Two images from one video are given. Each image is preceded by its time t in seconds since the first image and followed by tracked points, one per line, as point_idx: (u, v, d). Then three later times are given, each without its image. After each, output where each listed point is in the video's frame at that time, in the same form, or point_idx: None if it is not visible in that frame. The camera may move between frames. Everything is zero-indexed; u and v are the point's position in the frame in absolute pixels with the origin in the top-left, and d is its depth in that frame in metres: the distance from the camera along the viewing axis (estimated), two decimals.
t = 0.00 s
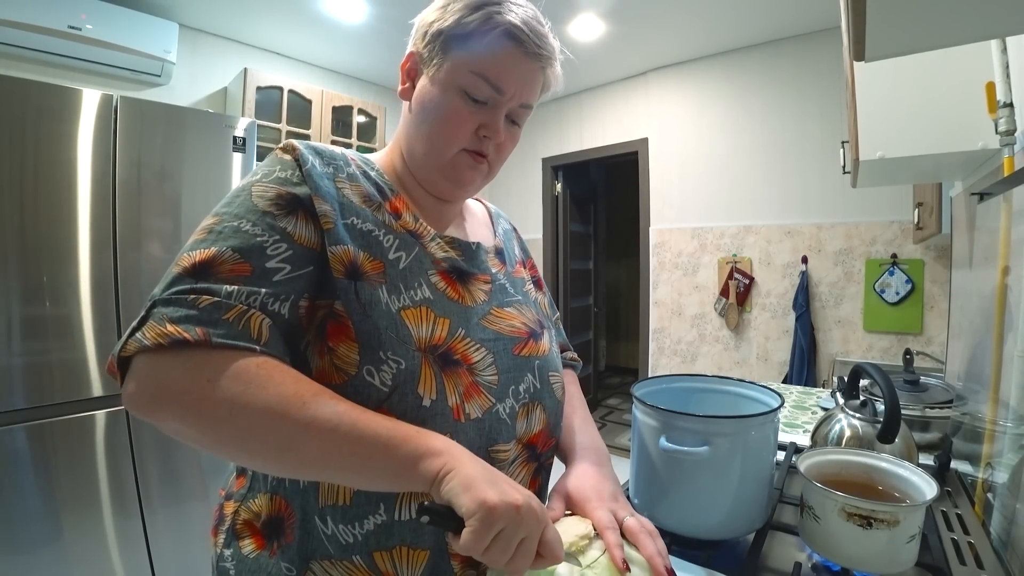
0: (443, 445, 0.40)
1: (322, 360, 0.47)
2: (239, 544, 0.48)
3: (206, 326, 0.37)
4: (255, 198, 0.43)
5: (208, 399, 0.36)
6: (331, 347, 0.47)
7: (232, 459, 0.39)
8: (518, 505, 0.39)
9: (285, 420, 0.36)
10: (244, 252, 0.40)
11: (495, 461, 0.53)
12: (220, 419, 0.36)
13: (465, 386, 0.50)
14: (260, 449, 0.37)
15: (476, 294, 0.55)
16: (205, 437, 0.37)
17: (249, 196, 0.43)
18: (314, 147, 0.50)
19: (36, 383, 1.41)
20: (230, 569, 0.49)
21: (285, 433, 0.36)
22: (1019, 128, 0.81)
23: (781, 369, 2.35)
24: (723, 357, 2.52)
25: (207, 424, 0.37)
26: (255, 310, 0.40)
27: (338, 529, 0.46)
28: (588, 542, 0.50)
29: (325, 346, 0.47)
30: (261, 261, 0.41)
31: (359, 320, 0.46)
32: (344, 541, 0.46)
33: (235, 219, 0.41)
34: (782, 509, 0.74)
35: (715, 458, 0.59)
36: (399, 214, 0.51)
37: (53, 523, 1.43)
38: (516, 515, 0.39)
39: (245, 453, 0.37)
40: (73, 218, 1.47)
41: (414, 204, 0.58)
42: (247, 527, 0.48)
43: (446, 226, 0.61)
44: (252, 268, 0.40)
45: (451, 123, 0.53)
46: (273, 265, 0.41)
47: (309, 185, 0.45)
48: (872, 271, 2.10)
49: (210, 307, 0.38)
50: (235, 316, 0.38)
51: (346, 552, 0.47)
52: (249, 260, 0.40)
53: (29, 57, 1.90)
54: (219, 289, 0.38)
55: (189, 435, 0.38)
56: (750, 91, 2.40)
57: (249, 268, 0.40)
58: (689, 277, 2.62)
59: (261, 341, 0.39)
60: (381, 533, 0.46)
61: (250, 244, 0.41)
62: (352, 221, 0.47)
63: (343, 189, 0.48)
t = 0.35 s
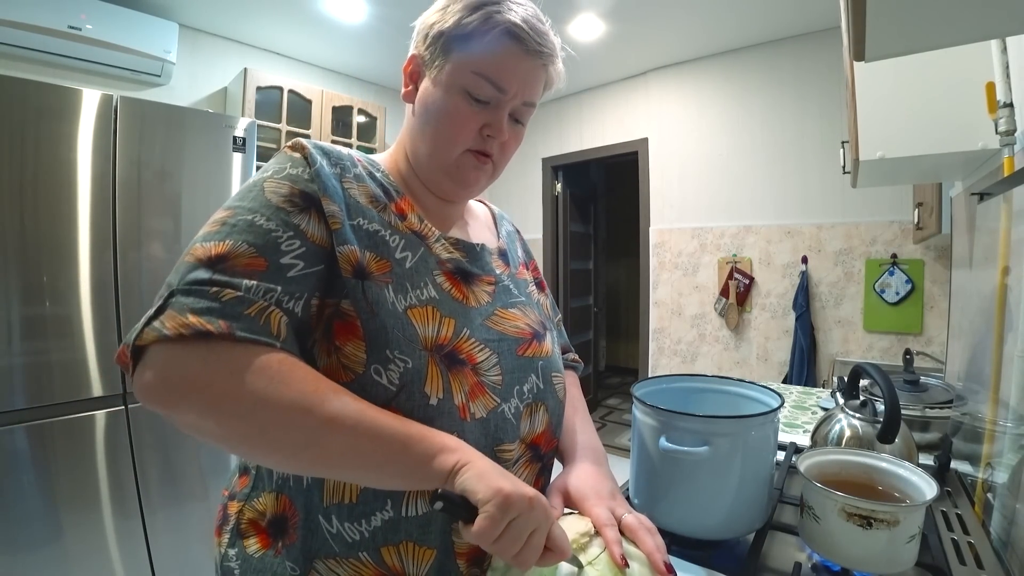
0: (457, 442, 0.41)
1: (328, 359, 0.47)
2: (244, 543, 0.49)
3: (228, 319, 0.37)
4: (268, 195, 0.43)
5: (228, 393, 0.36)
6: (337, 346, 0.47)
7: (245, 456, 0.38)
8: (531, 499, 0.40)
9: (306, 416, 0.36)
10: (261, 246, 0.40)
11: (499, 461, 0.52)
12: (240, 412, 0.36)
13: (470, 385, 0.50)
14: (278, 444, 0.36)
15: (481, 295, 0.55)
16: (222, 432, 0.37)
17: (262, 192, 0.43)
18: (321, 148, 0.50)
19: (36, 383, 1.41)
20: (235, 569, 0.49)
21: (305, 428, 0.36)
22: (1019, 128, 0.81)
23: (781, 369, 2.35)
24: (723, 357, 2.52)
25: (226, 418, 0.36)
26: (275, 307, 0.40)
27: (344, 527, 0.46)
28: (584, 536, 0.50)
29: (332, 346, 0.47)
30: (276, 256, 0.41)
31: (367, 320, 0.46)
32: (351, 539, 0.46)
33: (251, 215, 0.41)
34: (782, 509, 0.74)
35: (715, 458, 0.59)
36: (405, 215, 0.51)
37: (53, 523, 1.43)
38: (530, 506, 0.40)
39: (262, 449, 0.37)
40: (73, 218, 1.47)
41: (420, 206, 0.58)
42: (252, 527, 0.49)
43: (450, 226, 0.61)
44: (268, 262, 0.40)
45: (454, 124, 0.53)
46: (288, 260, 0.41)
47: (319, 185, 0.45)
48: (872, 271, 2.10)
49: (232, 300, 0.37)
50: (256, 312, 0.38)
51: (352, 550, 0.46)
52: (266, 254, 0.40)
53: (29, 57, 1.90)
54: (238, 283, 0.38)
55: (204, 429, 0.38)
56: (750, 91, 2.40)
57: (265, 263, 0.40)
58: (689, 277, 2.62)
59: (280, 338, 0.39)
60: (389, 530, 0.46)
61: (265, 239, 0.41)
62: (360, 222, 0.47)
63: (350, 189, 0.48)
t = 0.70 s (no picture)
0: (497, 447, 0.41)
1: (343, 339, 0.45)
2: (245, 539, 0.49)
3: (304, 256, 0.34)
4: (326, 147, 0.42)
5: (297, 331, 0.32)
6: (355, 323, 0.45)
7: (285, 419, 0.33)
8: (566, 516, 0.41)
9: (380, 378, 0.34)
10: (326, 194, 0.39)
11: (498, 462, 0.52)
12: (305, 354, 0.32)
13: (482, 377, 0.50)
14: (340, 403, 0.33)
15: (496, 289, 0.54)
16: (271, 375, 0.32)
17: (318, 144, 0.42)
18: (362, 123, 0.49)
19: (37, 383, 1.41)
20: (239, 564, 0.50)
21: (375, 393, 0.33)
22: (1019, 128, 0.81)
23: (781, 369, 2.35)
24: (723, 357, 2.52)
25: (287, 358, 0.31)
26: (339, 259, 0.38)
27: (350, 515, 0.45)
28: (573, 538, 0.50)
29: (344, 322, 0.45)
30: (337, 207, 0.40)
31: (387, 298, 0.44)
32: (357, 527, 0.45)
33: (312, 160, 0.40)
34: (782, 509, 0.74)
35: (715, 458, 0.59)
36: (431, 199, 0.50)
37: (53, 523, 1.43)
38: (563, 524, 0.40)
39: (317, 408, 0.32)
40: (73, 218, 1.47)
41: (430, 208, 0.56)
42: (250, 524, 0.48)
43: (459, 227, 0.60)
44: (332, 210, 0.39)
45: (466, 128, 0.52)
46: (346, 213, 0.40)
47: (363, 150, 0.45)
48: (872, 271, 2.10)
49: (306, 238, 0.35)
50: (326, 257, 0.36)
51: (360, 538, 0.46)
52: (329, 203, 0.39)
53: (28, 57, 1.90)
54: (311, 221, 0.36)
55: (244, 374, 0.32)
56: (751, 91, 2.40)
57: (327, 209, 0.39)
58: (689, 277, 2.62)
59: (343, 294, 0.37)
60: (397, 517, 0.46)
61: (329, 186, 0.40)
62: (397, 197, 0.46)
63: (387, 161, 0.47)
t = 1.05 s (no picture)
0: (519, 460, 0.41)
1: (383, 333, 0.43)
2: (255, 539, 0.48)
3: (352, 232, 0.34)
4: (370, 130, 0.43)
5: (342, 311, 0.31)
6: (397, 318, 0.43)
7: (313, 397, 0.32)
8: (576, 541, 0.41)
9: (417, 375, 0.33)
10: (371, 173, 0.40)
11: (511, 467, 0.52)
12: (347, 335, 0.31)
13: (512, 377, 0.50)
14: (376, 390, 0.32)
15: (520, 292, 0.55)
16: (306, 350, 0.31)
17: (361, 125, 0.42)
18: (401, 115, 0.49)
19: (37, 382, 1.41)
20: (247, 565, 0.48)
21: (411, 386, 0.33)
22: (1019, 128, 0.80)
23: (780, 369, 2.35)
24: (723, 357, 2.52)
25: (329, 335, 0.31)
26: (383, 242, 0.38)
27: (377, 515, 0.46)
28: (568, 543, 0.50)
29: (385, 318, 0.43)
30: (381, 188, 0.40)
31: (433, 293, 0.44)
32: (384, 527, 0.46)
33: (359, 139, 0.41)
34: (782, 509, 0.74)
35: (714, 459, 0.59)
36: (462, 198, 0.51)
37: (53, 523, 1.43)
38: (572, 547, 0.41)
39: (351, 391, 0.32)
40: (73, 218, 1.47)
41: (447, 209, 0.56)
42: (264, 524, 0.47)
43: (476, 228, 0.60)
44: (376, 190, 0.40)
45: (484, 129, 0.52)
46: (388, 196, 0.41)
47: (403, 141, 0.46)
48: (872, 271, 2.10)
49: (354, 217, 0.35)
50: (371, 238, 0.36)
51: (385, 539, 0.47)
52: (374, 183, 0.40)
53: (29, 57, 1.90)
54: (357, 199, 0.36)
55: (275, 347, 0.31)
56: (751, 91, 2.40)
57: (372, 189, 0.39)
58: (689, 277, 2.62)
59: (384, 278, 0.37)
60: (425, 519, 0.47)
61: (374, 166, 0.40)
62: (433, 193, 0.47)
63: (423, 157, 0.48)
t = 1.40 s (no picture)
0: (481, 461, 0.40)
1: (363, 338, 0.45)
2: (249, 548, 0.49)
3: (269, 259, 0.34)
4: (313, 149, 0.42)
5: (257, 338, 0.32)
6: (374, 326, 0.45)
7: (252, 424, 0.34)
8: (558, 530, 0.39)
9: (345, 393, 0.34)
10: (308, 192, 0.39)
11: (519, 465, 0.52)
12: (263, 362, 0.32)
13: (501, 377, 0.49)
14: (299, 412, 0.33)
15: (510, 290, 0.55)
16: (234, 383, 0.32)
17: (309, 146, 0.42)
18: (368, 126, 0.50)
19: (37, 382, 1.41)
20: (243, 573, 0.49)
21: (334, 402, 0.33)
22: (1019, 128, 0.80)
23: (781, 369, 2.35)
24: (723, 357, 2.52)
25: (245, 365, 0.32)
26: (314, 259, 0.37)
27: (363, 523, 0.45)
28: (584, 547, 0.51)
29: (367, 325, 0.45)
30: (322, 207, 0.39)
31: (404, 296, 0.44)
32: (371, 535, 0.46)
33: (297, 161, 0.40)
34: (782, 509, 0.74)
35: (715, 458, 0.59)
36: (439, 201, 0.50)
37: (53, 523, 1.43)
38: (556, 542, 0.39)
39: (276, 416, 0.33)
40: (73, 218, 1.47)
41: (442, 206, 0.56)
42: (256, 531, 0.48)
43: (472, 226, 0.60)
44: (314, 209, 0.39)
45: (472, 123, 0.52)
46: (332, 213, 0.40)
47: (360, 151, 0.45)
48: (872, 271, 2.10)
49: (274, 241, 0.35)
50: (298, 259, 0.36)
51: (372, 546, 0.46)
52: (313, 202, 0.39)
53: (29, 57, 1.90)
54: (286, 221, 0.36)
55: (211, 382, 0.33)
56: (751, 91, 2.40)
57: (310, 209, 0.39)
58: (689, 277, 2.62)
59: (316, 294, 0.36)
60: (411, 526, 0.46)
61: (313, 186, 0.40)
62: (400, 198, 0.46)
63: (390, 164, 0.47)
